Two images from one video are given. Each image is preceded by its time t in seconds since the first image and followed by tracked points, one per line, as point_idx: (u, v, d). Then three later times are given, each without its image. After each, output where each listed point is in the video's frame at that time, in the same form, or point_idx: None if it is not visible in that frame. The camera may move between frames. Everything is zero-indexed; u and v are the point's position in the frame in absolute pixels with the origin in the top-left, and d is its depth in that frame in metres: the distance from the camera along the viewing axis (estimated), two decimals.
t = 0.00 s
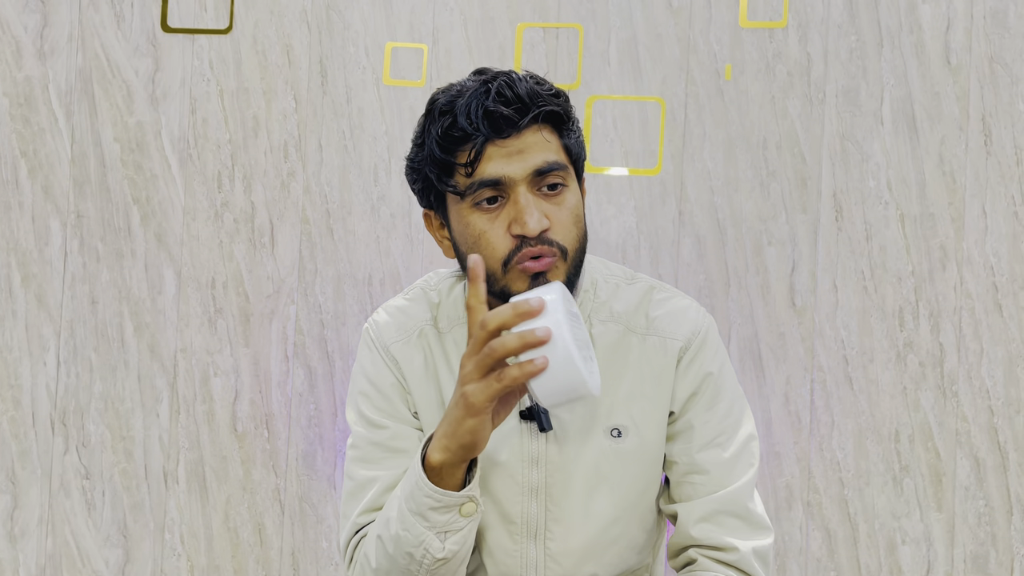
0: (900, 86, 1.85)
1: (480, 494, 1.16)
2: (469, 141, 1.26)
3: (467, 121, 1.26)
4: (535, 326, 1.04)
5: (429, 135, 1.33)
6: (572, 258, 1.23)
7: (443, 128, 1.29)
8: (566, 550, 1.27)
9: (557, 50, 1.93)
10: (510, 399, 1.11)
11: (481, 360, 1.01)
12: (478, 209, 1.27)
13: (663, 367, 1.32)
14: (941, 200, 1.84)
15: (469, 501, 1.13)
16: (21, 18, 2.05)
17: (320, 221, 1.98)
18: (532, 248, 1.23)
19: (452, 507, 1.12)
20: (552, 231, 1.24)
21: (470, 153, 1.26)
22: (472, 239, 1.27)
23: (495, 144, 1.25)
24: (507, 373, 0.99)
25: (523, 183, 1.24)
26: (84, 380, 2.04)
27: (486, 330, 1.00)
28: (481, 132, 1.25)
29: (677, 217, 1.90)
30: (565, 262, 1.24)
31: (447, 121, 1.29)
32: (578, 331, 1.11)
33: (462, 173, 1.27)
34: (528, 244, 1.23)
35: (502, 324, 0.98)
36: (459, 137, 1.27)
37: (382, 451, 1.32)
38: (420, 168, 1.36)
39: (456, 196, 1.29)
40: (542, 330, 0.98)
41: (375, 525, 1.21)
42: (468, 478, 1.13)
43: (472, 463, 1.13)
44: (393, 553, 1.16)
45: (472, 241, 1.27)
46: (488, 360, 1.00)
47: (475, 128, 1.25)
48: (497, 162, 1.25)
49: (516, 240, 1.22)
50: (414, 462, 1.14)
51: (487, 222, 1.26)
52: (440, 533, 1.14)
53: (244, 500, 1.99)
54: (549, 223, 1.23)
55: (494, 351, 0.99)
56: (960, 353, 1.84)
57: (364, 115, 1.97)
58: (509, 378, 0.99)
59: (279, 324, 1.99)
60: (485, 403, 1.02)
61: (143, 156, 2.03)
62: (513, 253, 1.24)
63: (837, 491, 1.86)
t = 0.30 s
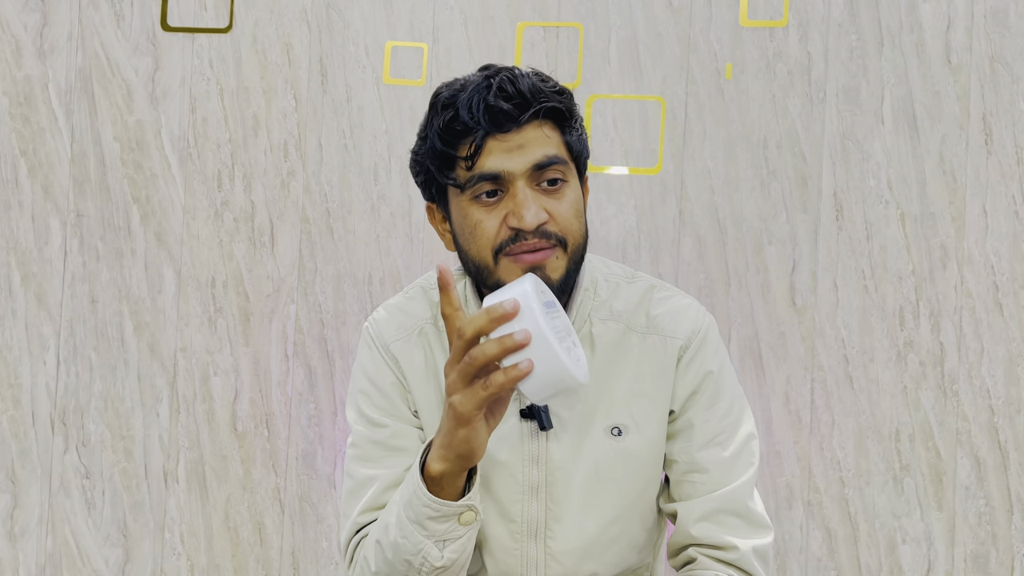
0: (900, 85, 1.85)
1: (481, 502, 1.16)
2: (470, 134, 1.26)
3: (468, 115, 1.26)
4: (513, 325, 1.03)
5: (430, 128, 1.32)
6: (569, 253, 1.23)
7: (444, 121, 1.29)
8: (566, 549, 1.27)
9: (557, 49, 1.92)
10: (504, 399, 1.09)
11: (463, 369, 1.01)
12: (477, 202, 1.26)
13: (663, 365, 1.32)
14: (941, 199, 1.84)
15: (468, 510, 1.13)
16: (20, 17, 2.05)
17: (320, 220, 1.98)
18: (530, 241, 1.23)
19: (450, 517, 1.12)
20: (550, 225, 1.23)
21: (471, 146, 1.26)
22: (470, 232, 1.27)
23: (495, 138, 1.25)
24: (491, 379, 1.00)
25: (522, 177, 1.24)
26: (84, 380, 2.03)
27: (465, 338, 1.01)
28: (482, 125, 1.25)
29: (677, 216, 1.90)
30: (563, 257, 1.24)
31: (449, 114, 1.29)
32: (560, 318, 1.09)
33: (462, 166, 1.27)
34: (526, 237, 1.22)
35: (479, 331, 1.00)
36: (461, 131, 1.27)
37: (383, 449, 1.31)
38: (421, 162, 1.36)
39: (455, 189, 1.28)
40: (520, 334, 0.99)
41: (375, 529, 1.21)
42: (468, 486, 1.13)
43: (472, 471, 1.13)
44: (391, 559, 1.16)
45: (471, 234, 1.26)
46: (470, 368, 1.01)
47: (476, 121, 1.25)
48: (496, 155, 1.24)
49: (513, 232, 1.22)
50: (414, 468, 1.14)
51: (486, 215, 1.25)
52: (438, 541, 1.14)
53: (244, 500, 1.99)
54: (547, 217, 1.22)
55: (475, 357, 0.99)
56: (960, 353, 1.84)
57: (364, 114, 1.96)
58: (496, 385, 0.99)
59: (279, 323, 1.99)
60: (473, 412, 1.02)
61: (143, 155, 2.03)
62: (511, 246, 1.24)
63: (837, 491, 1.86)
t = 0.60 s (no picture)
0: (901, 84, 1.85)
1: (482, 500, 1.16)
2: (475, 119, 1.25)
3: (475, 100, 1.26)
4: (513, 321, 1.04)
5: (437, 113, 1.32)
6: (568, 244, 1.23)
7: (451, 106, 1.28)
8: (567, 547, 1.27)
9: (558, 48, 1.92)
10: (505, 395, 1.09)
11: (465, 367, 1.02)
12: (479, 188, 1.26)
13: (664, 364, 1.32)
14: (942, 199, 1.84)
15: (470, 507, 1.13)
16: (21, 16, 2.05)
17: (320, 219, 1.98)
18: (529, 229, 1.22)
19: (452, 514, 1.12)
20: (550, 215, 1.23)
21: (476, 131, 1.25)
22: (470, 217, 1.26)
23: (501, 124, 1.25)
24: (494, 376, 1.00)
25: (525, 165, 1.24)
26: (84, 378, 2.03)
27: (465, 338, 1.01)
28: (488, 111, 1.24)
29: (678, 215, 1.90)
30: (561, 248, 1.23)
31: (456, 99, 1.28)
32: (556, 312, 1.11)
33: (466, 150, 1.26)
34: (525, 225, 1.22)
35: (480, 329, 1.00)
36: (467, 115, 1.26)
37: (383, 447, 1.31)
38: (427, 147, 1.35)
39: (458, 174, 1.28)
40: (522, 330, 1.00)
41: (376, 527, 1.20)
42: (469, 484, 1.13)
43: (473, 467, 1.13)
44: (392, 556, 1.16)
45: (471, 219, 1.26)
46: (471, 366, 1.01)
47: (482, 106, 1.24)
48: (501, 141, 1.24)
49: (513, 220, 1.22)
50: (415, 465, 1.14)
51: (487, 201, 1.25)
52: (440, 538, 1.14)
53: (244, 498, 1.99)
54: (547, 207, 1.22)
55: (477, 355, 1.00)
56: (961, 352, 1.84)
57: (364, 112, 1.96)
58: (499, 382, 1.00)
59: (280, 322, 1.99)
60: (476, 410, 1.02)
61: (143, 154, 2.03)
62: (510, 233, 1.23)
63: (838, 490, 1.86)
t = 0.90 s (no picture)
0: (902, 84, 1.85)
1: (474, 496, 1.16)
2: (474, 108, 1.28)
3: (475, 91, 1.28)
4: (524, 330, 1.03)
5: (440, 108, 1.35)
6: (561, 228, 1.22)
7: (451, 98, 1.31)
8: (566, 545, 1.27)
9: (558, 47, 1.92)
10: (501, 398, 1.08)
11: (470, 369, 1.01)
12: (476, 175, 1.27)
13: (663, 363, 1.32)
14: (942, 198, 1.84)
15: (461, 503, 1.13)
16: (22, 14, 2.05)
17: (321, 218, 1.98)
18: (523, 213, 1.22)
19: (442, 510, 1.12)
20: (545, 201, 1.23)
21: (474, 120, 1.28)
22: (467, 204, 1.27)
23: (499, 114, 1.27)
24: (497, 382, 1.00)
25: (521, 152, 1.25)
26: (84, 377, 2.04)
27: (474, 340, 1.00)
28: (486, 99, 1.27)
29: (678, 215, 1.90)
30: (554, 233, 1.23)
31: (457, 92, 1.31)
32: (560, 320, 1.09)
33: (465, 139, 1.28)
34: (519, 208, 1.22)
35: (491, 334, 0.99)
36: (467, 106, 1.29)
37: (382, 446, 1.32)
38: (429, 144, 1.38)
39: (456, 163, 1.29)
40: (531, 342, 0.99)
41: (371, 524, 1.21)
42: (462, 478, 1.13)
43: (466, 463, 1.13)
44: (387, 553, 1.17)
45: (467, 206, 1.26)
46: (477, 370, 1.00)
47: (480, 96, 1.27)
48: (498, 129, 1.26)
49: (507, 203, 1.22)
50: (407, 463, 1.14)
51: (483, 188, 1.26)
52: (432, 535, 1.14)
53: (244, 497, 1.99)
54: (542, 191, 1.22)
55: (485, 360, 0.99)
56: (961, 352, 1.84)
57: (365, 111, 1.96)
58: (501, 389, 0.99)
59: (280, 321, 1.99)
60: (474, 412, 1.02)
61: (144, 153, 2.03)
62: (504, 217, 1.23)
63: (837, 490, 1.86)
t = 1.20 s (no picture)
0: (902, 85, 1.85)
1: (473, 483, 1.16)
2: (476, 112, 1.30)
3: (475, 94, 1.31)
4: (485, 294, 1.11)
5: (434, 114, 1.36)
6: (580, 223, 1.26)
7: (448, 103, 1.33)
8: (566, 545, 1.27)
9: (558, 47, 1.92)
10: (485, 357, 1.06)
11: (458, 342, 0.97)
12: (487, 178, 1.29)
13: (663, 364, 1.32)
14: (942, 199, 1.84)
15: (461, 489, 1.13)
16: (22, 14, 2.05)
17: (321, 218, 1.98)
18: (542, 211, 1.25)
19: (443, 496, 1.12)
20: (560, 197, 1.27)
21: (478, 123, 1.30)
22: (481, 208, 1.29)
23: (501, 115, 1.30)
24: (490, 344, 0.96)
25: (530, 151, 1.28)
26: (84, 376, 2.04)
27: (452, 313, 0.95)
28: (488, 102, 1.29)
29: (678, 215, 1.90)
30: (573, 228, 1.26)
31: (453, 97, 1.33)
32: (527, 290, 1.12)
33: (470, 143, 1.31)
34: (537, 207, 1.25)
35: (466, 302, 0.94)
36: (466, 109, 1.31)
37: (383, 447, 1.32)
38: (424, 150, 1.39)
39: (463, 168, 1.32)
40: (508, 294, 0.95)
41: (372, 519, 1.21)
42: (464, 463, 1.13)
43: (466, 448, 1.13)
44: (388, 545, 1.16)
45: (482, 210, 1.29)
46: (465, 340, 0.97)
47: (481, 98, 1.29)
48: (504, 130, 1.29)
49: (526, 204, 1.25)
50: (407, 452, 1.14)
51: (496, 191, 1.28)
52: (433, 522, 1.14)
53: (244, 497, 1.99)
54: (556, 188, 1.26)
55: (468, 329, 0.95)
56: (961, 352, 1.84)
57: (365, 111, 1.97)
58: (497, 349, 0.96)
59: (280, 321, 1.99)
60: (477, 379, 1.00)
61: (144, 152, 2.03)
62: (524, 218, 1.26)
63: (837, 490, 1.86)
